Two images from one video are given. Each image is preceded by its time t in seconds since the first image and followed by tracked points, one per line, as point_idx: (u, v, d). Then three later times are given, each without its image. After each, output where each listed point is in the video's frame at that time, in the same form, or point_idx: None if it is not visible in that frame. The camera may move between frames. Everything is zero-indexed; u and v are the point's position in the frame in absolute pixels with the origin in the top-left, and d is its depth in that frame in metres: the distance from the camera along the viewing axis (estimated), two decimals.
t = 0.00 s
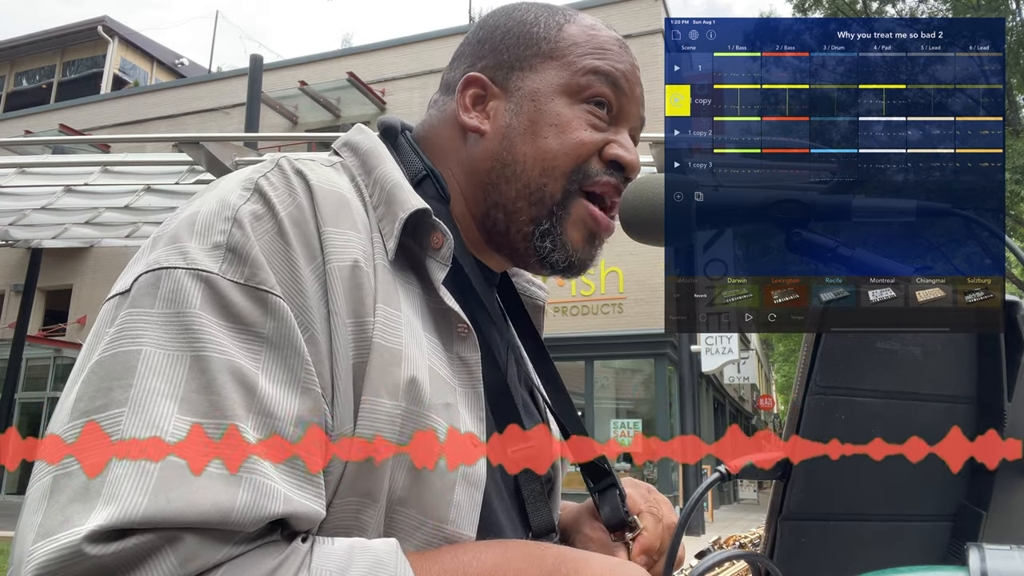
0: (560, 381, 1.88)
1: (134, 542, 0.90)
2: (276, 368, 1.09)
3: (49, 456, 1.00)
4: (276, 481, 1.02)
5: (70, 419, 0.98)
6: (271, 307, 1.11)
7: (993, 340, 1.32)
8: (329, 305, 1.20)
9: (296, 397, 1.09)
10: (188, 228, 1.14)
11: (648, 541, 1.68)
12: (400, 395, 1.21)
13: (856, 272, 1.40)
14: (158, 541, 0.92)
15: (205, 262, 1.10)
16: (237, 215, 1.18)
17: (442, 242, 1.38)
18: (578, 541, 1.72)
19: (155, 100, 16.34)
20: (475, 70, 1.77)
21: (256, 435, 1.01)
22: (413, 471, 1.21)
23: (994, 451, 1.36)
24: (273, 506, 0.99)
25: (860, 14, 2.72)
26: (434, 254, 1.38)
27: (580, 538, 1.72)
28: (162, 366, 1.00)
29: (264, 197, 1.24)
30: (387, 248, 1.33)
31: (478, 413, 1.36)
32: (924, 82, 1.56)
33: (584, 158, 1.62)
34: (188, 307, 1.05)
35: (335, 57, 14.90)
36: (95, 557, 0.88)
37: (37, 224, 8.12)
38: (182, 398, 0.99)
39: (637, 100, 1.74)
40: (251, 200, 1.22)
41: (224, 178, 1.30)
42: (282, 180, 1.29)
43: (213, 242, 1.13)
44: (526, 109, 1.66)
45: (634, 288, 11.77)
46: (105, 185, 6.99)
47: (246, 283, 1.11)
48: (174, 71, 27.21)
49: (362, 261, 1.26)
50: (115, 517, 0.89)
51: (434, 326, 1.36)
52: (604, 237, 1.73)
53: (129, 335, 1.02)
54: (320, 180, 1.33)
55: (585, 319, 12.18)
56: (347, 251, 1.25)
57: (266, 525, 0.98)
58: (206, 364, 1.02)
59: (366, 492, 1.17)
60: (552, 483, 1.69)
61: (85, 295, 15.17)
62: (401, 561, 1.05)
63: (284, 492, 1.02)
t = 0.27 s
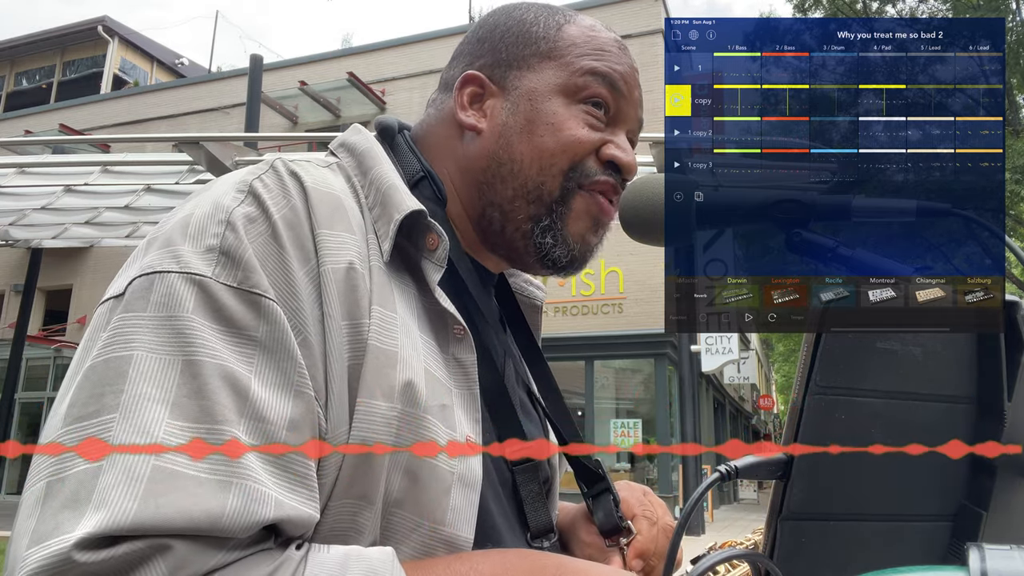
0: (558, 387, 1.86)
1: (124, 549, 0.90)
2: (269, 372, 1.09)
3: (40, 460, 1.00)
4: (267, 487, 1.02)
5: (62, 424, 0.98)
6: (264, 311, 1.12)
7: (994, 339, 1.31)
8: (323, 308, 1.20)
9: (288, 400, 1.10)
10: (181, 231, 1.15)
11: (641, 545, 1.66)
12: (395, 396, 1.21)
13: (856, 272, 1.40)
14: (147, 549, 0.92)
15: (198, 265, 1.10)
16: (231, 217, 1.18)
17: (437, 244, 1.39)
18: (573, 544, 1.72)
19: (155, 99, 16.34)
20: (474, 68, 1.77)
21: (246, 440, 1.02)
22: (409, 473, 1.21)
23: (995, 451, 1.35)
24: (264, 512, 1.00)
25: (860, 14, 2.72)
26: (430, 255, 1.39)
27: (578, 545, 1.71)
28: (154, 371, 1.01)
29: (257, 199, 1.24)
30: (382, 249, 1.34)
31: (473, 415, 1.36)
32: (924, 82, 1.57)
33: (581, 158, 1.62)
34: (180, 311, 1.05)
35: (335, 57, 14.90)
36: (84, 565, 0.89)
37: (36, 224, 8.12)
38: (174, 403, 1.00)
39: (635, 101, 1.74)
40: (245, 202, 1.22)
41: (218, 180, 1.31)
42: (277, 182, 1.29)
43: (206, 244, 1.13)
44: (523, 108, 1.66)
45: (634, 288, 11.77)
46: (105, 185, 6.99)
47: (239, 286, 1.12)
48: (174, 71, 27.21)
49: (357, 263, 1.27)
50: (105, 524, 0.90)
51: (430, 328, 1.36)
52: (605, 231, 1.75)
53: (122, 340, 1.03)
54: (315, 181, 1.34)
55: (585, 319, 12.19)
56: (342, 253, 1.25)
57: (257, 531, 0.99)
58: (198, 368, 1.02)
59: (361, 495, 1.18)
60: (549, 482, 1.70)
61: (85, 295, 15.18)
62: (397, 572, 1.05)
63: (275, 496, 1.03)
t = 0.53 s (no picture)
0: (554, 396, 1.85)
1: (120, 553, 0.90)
2: (267, 373, 1.10)
3: (37, 462, 1.00)
4: (264, 489, 1.03)
5: (59, 427, 0.99)
6: (262, 312, 1.12)
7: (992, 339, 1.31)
8: (321, 309, 1.20)
9: (285, 401, 1.10)
10: (179, 232, 1.14)
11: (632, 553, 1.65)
12: (393, 398, 1.21)
13: (855, 272, 1.41)
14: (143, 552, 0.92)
15: (197, 266, 1.10)
16: (229, 218, 1.18)
17: (436, 245, 1.39)
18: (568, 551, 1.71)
19: (155, 100, 16.35)
20: (475, 68, 1.77)
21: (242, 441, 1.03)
22: (408, 473, 1.21)
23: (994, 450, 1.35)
24: (260, 515, 1.00)
25: (860, 14, 2.72)
26: (429, 257, 1.39)
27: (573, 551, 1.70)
28: (151, 373, 1.01)
29: (256, 200, 1.24)
30: (381, 250, 1.34)
31: (473, 415, 1.36)
32: (923, 81, 1.57)
33: (584, 161, 1.63)
34: (177, 313, 1.05)
35: (335, 57, 14.90)
36: (80, 567, 0.89)
37: (36, 224, 8.12)
38: (171, 406, 1.00)
39: (636, 99, 1.73)
40: (244, 203, 1.23)
41: (216, 181, 1.31)
42: (276, 183, 1.29)
43: (204, 245, 1.14)
44: (525, 109, 1.66)
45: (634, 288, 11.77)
46: (105, 185, 6.99)
47: (237, 287, 1.12)
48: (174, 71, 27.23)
49: (356, 265, 1.27)
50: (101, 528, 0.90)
51: (430, 328, 1.37)
52: (603, 239, 1.72)
53: (120, 342, 1.03)
54: (314, 182, 1.34)
55: (585, 319, 12.19)
56: (340, 254, 1.26)
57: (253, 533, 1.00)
58: (195, 370, 1.02)
59: (359, 496, 1.18)
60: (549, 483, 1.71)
61: (85, 295, 15.18)
62: None
63: (272, 498, 1.03)
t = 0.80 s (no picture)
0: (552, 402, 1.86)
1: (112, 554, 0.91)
2: (264, 375, 1.10)
3: (35, 460, 1.01)
4: (258, 492, 1.03)
5: (57, 426, 0.99)
6: (260, 313, 1.12)
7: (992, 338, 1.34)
8: (321, 311, 1.21)
9: (282, 403, 1.10)
10: (180, 233, 1.15)
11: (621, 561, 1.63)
12: (393, 400, 1.21)
13: (856, 272, 1.33)
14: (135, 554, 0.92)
15: (196, 267, 1.10)
16: (230, 219, 1.18)
17: (437, 247, 1.40)
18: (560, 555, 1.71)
19: (155, 100, 16.35)
20: (477, 69, 1.78)
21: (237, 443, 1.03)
22: (408, 475, 1.22)
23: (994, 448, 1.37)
24: (252, 517, 1.01)
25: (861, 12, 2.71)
26: (431, 259, 1.40)
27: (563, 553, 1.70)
28: (148, 374, 1.01)
29: (257, 201, 1.24)
30: (383, 253, 1.34)
31: (473, 417, 1.36)
32: (924, 82, 1.33)
33: (586, 164, 1.65)
34: (175, 314, 1.06)
35: (335, 57, 14.90)
36: (71, 568, 0.90)
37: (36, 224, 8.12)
38: (167, 406, 1.00)
39: (637, 100, 1.71)
40: (245, 204, 1.23)
41: (217, 181, 1.31)
42: (277, 184, 1.30)
43: (204, 246, 1.14)
44: (528, 111, 1.68)
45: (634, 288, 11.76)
46: (105, 185, 6.99)
47: (236, 288, 1.12)
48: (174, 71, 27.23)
49: (357, 267, 1.27)
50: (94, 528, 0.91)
51: (431, 330, 1.37)
52: (607, 240, 1.75)
53: (119, 343, 1.04)
54: (316, 183, 1.34)
55: (585, 319, 12.19)
56: (341, 255, 1.26)
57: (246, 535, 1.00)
58: (192, 371, 1.03)
59: (358, 498, 1.18)
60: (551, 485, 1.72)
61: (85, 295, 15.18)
62: None
63: (266, 501, 1.04)
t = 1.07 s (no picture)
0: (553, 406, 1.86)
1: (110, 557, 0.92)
2: (266, 378, 1.10)
3: (36, 460, 1.01)
4: (258, 495, 1.04)
5: (58, 427, 1.00)
6: (262, 316, 1.12)
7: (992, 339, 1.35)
8: (325, 313, 1.21)
9: (283, 406, 1.10)
10: (182, 235, 1.15)
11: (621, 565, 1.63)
12: (396, 402, 1.21)
13: (856, 272, 1.33)
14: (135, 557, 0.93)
15: (198, 269, 1.10)
16: (232, 221, 1.18)
17: (440, 249, 1.40)
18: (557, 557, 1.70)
19: (155, 100, 16.35)
20: (478, 71, 1.79)
21: (237, 446, 1.03)
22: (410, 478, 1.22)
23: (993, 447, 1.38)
24: (252, 521, 1.01)
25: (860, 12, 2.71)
26: (434, 261, 1.40)
27: (562, 554, 1.70)
28: (149, 376, 1.02)
29: (260, 202, 1.24)
30: (386, 255, 1.34)
31: (475, 420, 1.36)
32: (924, 83, 1.33)
33: (587, 166, 1.65)
34: (176, 316, 1.06)
35: (335, 56, 14.90)
36: (71, 570, 0.91)
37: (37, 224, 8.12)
38: (168, 409, 1.01)
39: (639, 101, 1.71)
40: (248, 206, 1.23)
41: (221, 183, 1.31)
42: (280, 186, 1.30)
43: (207, 248, 1.14)
44: (530, 113, 1.68)
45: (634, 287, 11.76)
46: (105, 185, 6.99)
47: (238, 291, 1.12)
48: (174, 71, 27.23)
49: (361, 270, 1.27)
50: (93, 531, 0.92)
51: (433, 333, 1.37)
52: (609, 241, 1.74)
53: (120, 345, 1.04)
54: (320, 185, 1.35)
55: (585, 319, 12.19)
56: (343, 258, 1.26)
57: (244, 539, 1.01)
58: (194, 374, 1.03)
59: (361, 500, 1.18)
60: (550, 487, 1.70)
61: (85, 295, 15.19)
62: None
63: (266, 505, 1.04)
